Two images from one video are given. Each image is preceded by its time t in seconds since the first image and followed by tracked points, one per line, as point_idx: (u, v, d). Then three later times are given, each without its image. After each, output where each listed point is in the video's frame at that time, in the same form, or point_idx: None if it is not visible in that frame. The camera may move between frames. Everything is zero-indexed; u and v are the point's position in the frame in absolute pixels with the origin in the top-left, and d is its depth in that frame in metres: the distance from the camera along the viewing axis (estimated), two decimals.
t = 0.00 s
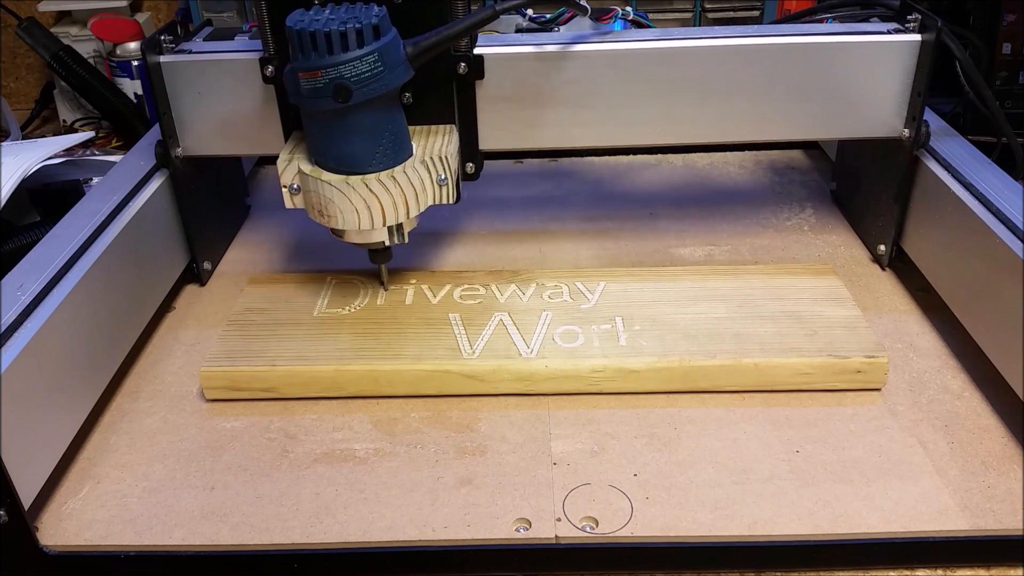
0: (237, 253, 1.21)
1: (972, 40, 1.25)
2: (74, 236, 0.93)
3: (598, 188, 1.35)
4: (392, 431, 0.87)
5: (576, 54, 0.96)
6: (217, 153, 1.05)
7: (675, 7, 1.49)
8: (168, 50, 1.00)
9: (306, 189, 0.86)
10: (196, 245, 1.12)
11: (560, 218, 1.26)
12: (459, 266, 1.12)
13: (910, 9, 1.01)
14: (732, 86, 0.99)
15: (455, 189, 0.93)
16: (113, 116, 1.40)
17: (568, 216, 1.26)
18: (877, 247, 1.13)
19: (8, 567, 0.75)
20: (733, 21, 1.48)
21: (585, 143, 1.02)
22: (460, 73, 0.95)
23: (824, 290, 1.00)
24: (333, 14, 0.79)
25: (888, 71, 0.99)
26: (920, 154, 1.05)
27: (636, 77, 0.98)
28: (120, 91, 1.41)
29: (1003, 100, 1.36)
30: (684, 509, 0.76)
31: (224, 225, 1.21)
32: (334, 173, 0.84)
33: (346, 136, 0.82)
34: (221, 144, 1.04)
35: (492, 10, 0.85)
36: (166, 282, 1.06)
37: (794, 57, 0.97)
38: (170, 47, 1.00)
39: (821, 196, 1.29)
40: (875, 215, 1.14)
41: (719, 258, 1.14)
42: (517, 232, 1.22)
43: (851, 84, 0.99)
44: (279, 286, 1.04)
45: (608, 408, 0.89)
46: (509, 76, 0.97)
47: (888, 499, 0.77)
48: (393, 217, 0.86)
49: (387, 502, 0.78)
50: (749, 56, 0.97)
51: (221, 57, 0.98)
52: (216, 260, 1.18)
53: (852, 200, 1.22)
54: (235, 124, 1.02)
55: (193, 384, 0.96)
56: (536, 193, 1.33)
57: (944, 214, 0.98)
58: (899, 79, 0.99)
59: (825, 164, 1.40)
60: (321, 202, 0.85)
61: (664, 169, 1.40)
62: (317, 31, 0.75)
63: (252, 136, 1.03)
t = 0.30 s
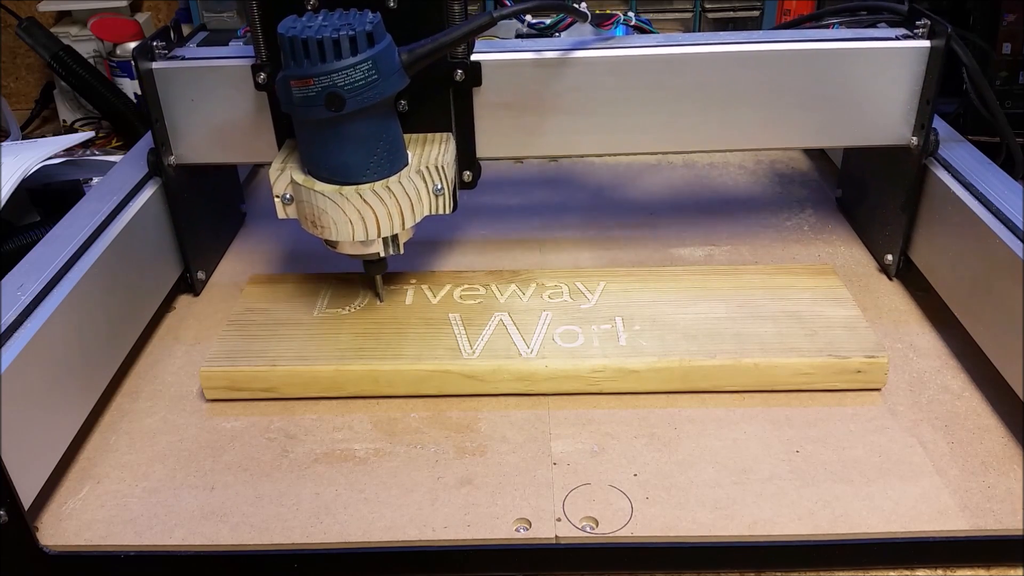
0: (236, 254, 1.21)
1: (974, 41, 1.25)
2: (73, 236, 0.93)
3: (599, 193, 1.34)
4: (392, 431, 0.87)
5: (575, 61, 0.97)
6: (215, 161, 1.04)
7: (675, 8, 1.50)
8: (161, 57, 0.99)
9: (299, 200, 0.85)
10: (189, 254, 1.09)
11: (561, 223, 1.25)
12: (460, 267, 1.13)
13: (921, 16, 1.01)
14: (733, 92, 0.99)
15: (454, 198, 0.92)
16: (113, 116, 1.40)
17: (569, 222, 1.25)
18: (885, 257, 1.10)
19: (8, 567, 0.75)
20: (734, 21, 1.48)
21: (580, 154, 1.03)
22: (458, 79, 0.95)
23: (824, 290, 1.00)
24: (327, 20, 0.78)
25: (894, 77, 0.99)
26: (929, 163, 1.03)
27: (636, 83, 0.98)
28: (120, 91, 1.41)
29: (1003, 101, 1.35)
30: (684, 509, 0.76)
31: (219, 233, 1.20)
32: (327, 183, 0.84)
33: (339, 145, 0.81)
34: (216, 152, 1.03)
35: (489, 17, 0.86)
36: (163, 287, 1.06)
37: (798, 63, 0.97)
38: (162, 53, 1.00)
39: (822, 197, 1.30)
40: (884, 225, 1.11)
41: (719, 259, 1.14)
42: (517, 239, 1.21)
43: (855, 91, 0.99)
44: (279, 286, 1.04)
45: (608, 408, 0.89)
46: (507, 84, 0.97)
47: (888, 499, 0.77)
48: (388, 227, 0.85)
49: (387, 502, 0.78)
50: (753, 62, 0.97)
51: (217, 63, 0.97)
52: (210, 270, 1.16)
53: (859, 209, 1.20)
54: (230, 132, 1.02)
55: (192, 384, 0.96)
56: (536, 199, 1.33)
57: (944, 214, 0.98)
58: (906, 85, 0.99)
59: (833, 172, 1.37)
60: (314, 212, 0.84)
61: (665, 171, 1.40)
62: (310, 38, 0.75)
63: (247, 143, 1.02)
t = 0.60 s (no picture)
0: (236, 254, 1.21)
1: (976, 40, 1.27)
2: (73, 236, 0.93)
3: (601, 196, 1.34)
4: (392, 431, 0.87)
5: (570, 65, 0.96)
6: (213, 164, 1.04)
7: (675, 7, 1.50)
8: (157, 59, 1.00)
9: (394, 187, 0.84)
10: (186, 259, 1.09)
11: (563, 225, 1.25)
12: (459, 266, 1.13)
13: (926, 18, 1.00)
14: (733, 96, 0.99)
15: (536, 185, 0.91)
16: (113, 116, 1.40)
17: (571, 223, 1.25)
18: (888, 262, 1.10)
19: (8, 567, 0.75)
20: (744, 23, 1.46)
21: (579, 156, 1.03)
22: (549, 64, 0.94)
23: (824, 290, 1.00)
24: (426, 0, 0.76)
25: (899, 81, 0.99)
26: (933, 167, 1.02)
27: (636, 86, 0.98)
28: (120, 91, 1.41)
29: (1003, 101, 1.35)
30: (684, 509, 0.76)
31: (217, 237, 1.19)
32: (423, 170, 0.83)
33: (436, 131, 0.80)
34: (213, 155, 1.03)
35: None
36: (161, 290, 1.05)
37: (800, 66, 0.97)
38: (159, 56, 1.00)
39: (824, 198, 1.29)
40: (887, 229, 1.10)
41: (719, 259, 1.14)
42: (519, 241, 1.20)
43: (857, 94, 0.99)
44: (279, 286, 1.04)
45: (608, 408, 0.89)
46: (530, 84, 0.96)
47: (888, 499, 0.77)
48: (483, 215, 0.84)
49: (387, 502, 0.78)
50: (754, 64, 0.97)
51: (212, 66, 0.97)
52: (206, 275, 1.15)
53: (862, 211, 1.19)
54: (227, 135, 1.02)
55: (192, 384, 0.95)
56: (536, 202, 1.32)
57: (945, 214, 0.98)
58: (910, 88, 0.99)
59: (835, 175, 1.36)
60: (409, 200, 0.83)
61: (665, 172, 1.40)
62: (414, 19, 0.73)
63: (245, 147, 1.03)
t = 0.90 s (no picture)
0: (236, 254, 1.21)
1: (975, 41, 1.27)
2: (73, 237, 0.93)
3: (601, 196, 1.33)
4: (392, 431, 0.87)
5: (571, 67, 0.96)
6: (213, 167, 1.04)
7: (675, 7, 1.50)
8: (153, 62, 1.00)
9: (528, 190, 0.87)
10: (184, 261, 1.08)
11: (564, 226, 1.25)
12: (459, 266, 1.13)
13: (928, 20, 1.00)
14: (734, 98, 0.99)
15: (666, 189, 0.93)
16: (114, 116, 1.40)
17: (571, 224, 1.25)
18: (892, 265, 1.08)
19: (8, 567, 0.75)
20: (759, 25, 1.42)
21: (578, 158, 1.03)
22: (678, 66, 0.95)
23: (825, 290, 1.00)
24: (574, 6, 0.81)
25: (901, 83, 0.99)
26: (937, 171, 1.01)
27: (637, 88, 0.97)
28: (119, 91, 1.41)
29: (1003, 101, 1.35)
30: (684, 509, 0.76)
31: (215, 240, 1.19)
32: (562, 175, 0.85)
33: (577, 134, 0.83)
34: (211, 158, 1.03)
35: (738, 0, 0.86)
36: (160, 293, 1.05)
37: (802, 69, 0.97)
38: (155, 58, 1.01)
39: (824, 199, 1.29)
40: (890, 232, 1.10)
41: (719, 259, 1.14)
42: (519, 241, 1.20)
43: (858, 96, 0.99)
44: (280, 285, 1.04)
45: (608, 408, 0.89)
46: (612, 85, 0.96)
47: (888, 499, 0.77)
48: (618, 220, 0.86)
49: (387, 502, 0.78)
50: (756, 67, 0.97)
51: (210, 68, 0.98)
52: (205, 279, 1.14)
53: (863, 212, 1.19)
54: (226, 137, 1.02)
55: (193, 384, 0.95)
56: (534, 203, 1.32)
57: (946, 215, 0.98)
58: (912, 91, 0.99)
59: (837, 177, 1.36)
60: (545, 204, 0.86)
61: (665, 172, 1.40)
62: (566, 24, 0.78)
63: (245, 150, 1.02)
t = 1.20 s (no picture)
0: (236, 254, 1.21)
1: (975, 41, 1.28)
2: (73, 237, 0.93)
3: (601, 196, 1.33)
4: (392, 431, 0.87)
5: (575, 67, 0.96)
6: (213, 167, 1.04)
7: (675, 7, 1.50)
8: (153, 62, 1.00)
9: (529, 202, 0.87)
10: (184, 262, 1.08)
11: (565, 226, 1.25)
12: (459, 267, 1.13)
13: (929, 20, 1.00)
14: (735, 98, 0.99)
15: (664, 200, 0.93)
16: (114, 116, 1.40)
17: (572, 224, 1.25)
18: (892, 265, 1.09)
19: (8, 567, 0.75)
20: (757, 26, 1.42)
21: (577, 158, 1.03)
22: (677, 78, 0.96)
23: (824, 290, 1.00)
24: (574, 19, 0.81)
25: (900, 83, 0.99)
26: (937, 171, 1.01)
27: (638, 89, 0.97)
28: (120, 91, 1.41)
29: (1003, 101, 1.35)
30: (684, 509, 0.76)
31: (215, 241, 1.19)
32: (561, 187, 0.86)
33: (577, 147, 0.83)
34: (211, 158, 1.03)
35: (740, 13, 0.87)
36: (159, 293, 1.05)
37: (803, 69, 0.97)
38: (155, 58, 1.01)
39: (823, 199, 1.29)
40: (890, 232, 1.10)
41: (719, 259, 1.14)
42: (521, 241, 1.20)
43: (858, 96, 0.99)
44: (281, 286, 1.04)
45: (608, 408, 0.89)
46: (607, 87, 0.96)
47: (888, 499, 0.77)
48: (618, 231, 0.87)
49: (387, 502, 0.78)
50: (760, 67, 0.97)
51: (209, 68, 0.98)
52: (205, 279, 1.14)
53: (863, 212, 1.19)
54: (226, 137, 1.02)
55: (193, 384, 0.95)
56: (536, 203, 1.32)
57: (945, 216, 0.98)
58: (912, 91, 0.99)
59: (838, 178, 1.36)
60: (545, 216, 0.86)
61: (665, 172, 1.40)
62: (565, 38, 0.78)
63: (245, 150, 1.02)
